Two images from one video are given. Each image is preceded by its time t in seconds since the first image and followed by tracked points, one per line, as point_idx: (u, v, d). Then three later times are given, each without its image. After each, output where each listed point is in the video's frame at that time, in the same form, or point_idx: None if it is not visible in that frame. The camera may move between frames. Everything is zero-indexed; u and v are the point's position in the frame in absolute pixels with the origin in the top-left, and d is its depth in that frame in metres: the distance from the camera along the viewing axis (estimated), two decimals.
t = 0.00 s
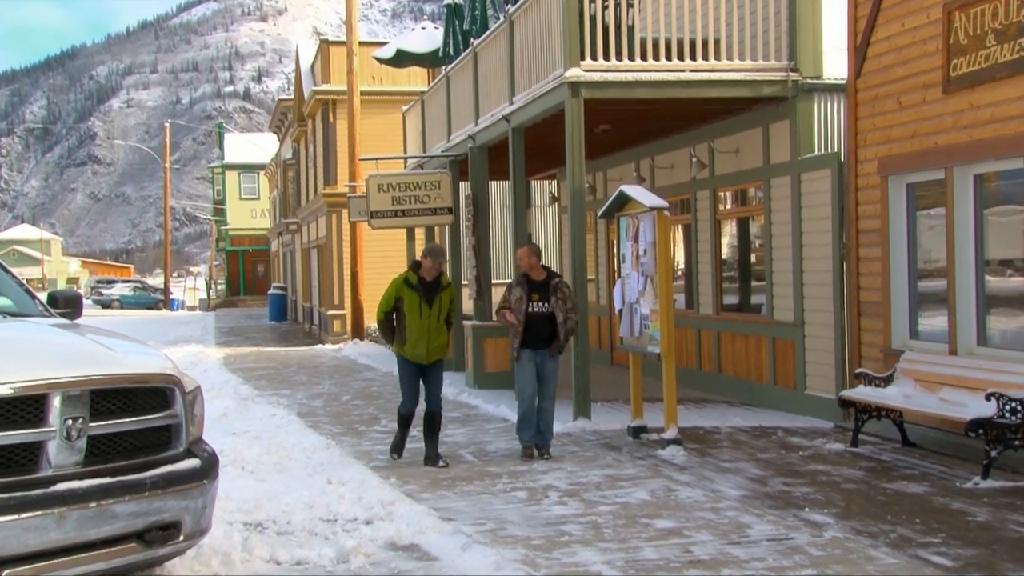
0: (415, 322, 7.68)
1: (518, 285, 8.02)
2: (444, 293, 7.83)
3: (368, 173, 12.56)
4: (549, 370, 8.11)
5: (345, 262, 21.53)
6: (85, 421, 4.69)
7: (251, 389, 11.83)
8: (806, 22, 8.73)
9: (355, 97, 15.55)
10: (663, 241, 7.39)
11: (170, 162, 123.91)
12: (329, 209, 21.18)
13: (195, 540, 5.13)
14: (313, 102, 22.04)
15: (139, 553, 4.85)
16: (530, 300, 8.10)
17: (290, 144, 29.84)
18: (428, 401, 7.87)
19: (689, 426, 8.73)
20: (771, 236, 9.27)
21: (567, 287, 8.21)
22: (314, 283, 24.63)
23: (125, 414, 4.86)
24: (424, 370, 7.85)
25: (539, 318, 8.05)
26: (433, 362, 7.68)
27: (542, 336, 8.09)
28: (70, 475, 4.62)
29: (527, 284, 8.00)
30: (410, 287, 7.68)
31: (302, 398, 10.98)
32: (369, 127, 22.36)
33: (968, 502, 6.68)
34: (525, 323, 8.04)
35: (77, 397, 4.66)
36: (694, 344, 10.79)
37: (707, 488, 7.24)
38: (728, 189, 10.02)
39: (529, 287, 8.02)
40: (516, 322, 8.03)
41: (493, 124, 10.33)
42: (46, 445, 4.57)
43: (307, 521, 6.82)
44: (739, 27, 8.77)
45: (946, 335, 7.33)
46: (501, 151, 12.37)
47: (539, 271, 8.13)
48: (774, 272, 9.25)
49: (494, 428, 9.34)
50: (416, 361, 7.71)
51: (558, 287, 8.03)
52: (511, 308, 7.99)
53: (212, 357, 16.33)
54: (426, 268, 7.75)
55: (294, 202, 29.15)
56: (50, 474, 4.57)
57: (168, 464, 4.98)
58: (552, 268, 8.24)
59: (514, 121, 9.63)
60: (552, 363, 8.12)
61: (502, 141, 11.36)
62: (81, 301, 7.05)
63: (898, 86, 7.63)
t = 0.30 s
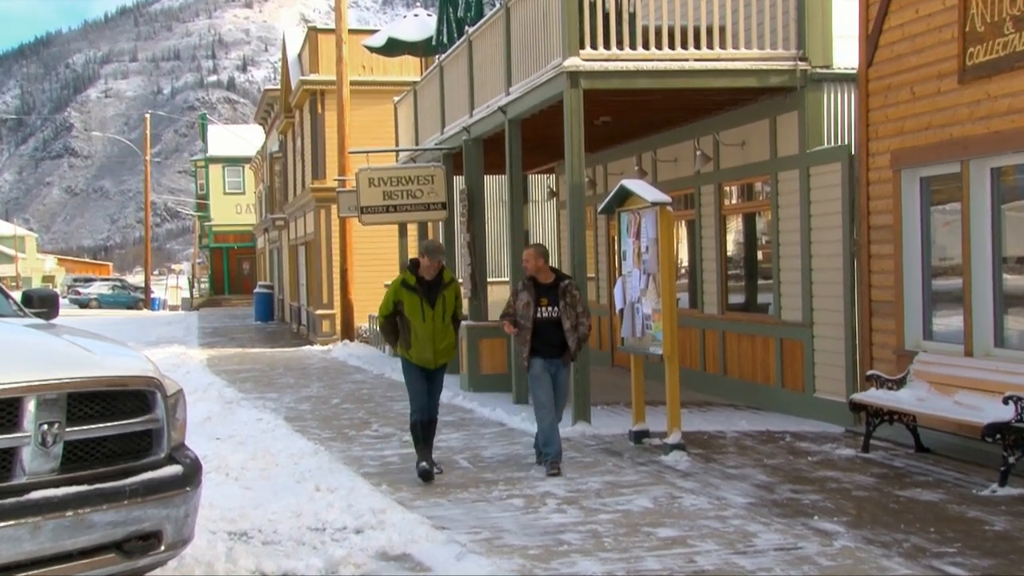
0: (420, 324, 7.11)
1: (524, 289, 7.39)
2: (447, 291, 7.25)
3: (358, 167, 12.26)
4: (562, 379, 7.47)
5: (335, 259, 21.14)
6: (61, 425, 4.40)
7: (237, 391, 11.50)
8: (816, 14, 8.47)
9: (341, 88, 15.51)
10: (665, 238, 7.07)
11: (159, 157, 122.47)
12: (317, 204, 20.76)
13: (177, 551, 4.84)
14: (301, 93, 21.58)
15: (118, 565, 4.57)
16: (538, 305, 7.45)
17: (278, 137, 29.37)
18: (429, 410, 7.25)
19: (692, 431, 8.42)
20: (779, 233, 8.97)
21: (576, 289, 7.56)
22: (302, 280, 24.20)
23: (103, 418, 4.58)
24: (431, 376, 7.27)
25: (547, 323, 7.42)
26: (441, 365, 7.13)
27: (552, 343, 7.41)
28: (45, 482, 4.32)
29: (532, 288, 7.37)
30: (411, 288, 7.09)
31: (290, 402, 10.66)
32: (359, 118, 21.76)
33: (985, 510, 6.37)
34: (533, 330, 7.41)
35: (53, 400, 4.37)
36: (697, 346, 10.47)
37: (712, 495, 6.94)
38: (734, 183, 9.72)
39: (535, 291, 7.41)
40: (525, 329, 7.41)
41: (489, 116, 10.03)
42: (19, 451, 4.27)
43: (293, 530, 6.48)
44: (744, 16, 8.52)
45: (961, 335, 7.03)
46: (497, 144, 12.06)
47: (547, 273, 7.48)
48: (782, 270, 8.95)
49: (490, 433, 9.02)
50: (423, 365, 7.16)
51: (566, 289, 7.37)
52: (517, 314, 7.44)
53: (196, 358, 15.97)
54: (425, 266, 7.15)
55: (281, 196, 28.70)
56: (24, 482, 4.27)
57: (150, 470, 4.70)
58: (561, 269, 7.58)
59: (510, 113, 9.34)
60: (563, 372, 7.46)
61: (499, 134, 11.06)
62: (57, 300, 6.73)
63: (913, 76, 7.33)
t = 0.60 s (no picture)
0: (419, 330, 6.71)
1: (535, 286, 7.00)
2: (444, 294, 6.87)
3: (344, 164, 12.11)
4: (574, 381, 7.14)
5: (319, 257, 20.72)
6: (31, 433, 4.30)
7: (216, 397, 11.16)
8: (822, 6, 8.21)
9: (326, 81, 15.44)
10: (666, 234, 6.78)
11: (135, 151, 119.59)
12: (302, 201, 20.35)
13: (155, 564, 4.68)
14: (284, 84, 21.10)
15: None
16: (550, 303, 7.06)
17: (259, 129, 28.88)
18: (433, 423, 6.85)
19: (693, 437, 8.12)
20: (784, 230, 8.69)
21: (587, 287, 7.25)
22: (286, 279, 23.80)
23: (76, 426, 4.47)
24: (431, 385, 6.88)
25: (561, 323, 7.03)
26: (443, 373, 6.76)
27: (564, 343, 7.06)
28: (16, 492, 4.23)
29: (546, 284, 7.00)
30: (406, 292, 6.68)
31: (273, 408, 10.33)
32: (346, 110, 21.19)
33: (999, 520, 6.09)
34: (545, 330, 7.01)
35: (22, 408, 4.28)
36: (698, 348, 10.19)
37: (714, 504, 6.64)
38: (737, 179, 9.44)
39: (548, 288, 7.03)
40: (535, 329, 7.00)
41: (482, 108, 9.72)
42: None
43: (276, 542, 6.14)
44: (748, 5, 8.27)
45: (974, 337, 6.76)
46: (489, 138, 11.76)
47: (557, 270, 7.14)
48: (787, 268, 8.67)
49: (483, 439, 8.72)
50: (423, 374, 6.77)
51: (581, 285, 7.05)
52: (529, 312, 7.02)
53: (175, 362, 15.58)
54: (421, 269, 6.75)
55: (265, 193, 28.22)
56: None
57: (125, 479, 4.58)
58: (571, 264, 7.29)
59: (503, 105, 9.06)
60: (576, 373, 7.13)
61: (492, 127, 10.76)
62: (27, 300, 6.40)
63: (923, 66, 7.06)
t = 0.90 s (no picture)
0: (418, 322, 6.29)
1: (551, 285, 6.51)
2: (445, 286, 6.48)
3: (327, 156, 11.82)
4: (590, 389, 6.61)
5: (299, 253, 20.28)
6: None
7: (192, 401, 10.82)
8: None
9: (308, 70, 15.09)
10: (664, 236, 6.57)
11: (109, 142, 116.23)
12: (282, 195, 19.97)
13: None
14: (263, 72, 20.63)
15: None
16: (565, 304, 6.57)
17: (239, 121, 28.38)
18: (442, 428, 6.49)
19: (691, 442, 7.83)
20: (787, 227, 8.42)
21: (605, 289, 6.77)
22: (266, 278, 23.37)
23: (44, 431, 4.28)
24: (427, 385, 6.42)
25: (576, 325, 6.55)
26: (442, 370, 6.32)
27: (579, 348, 6.58)
28: None
29: (562, 283, 6.51)
30: (407, 279, 6.29)
31: (251, 412, 10.02)
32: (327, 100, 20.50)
33: (1011, 528, 5.82)
34: (561, 333, 6.51)
35: None
36: (696, 349, 9.91)
37: (714, 512, 6.35)
38: (737, 172, 9.17)
39: (564, 287, 6.54)
40: (550, 332, 6.49)
41: (472, 98, 9.43)
42: None
43: (253, 553, 5.82)
44: None
45: (984, 338, 6.50)
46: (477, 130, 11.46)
47: (575, 268, 6.64)
48: (790, 265, 8.40)
49: (471, 445, 8.42)
50: (420, 371, 6.32)
51: (599, 286, 6.56)
52: (546, 313, 6.50)
53: (149, 364, 15.20)
54: (423, 256, 6.36)
55: (242, 186, 27.73)
56: None
57: (96, 486, 4.35)
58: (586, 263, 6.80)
59: (493, 97, 8.83)
60: (594, 381, 6.62)
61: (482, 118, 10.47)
62: None
63: (932, 54, 6.80)
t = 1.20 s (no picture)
0: (424, 337, 5.85)
1: (556, 281, 6.02)
2: (456, 297, 6.01)
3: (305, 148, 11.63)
4: (598, 395, 6.12)
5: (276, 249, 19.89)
6: None
7: (163, 406, 10.50)
8: None
9: (286, 58, 14.82)
10: (658, 230, 6.31)
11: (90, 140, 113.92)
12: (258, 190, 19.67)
13: None
14: (239, 60, 20.15)
15: None
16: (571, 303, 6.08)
17: (213, 110, 27.85)
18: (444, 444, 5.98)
19: (686, 449, 7.54)
20: (786, 223, 8.16)
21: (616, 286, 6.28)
22: (242, 278, 22.95)
23: (6, 438, 4.15)
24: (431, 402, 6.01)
25: (583, 325, 6.06)
26: (444, 389, 5.91)
27: (587, 351, 6.07)
28: None
29: (567, 280, 6.02)
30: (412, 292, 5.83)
31: (227, 417, 9.70)
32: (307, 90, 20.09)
33: (1020, 538, 5.55)
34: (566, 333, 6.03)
35: None
36: (691, 351, 9.64)
37: (710, 522, 6.06)
38: (735, 166, 8.89)
39: (570, 284, 6.06)
40: (555, 332, 6.00)
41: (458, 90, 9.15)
42: None
43: (224, 565, 5.50)
44: None
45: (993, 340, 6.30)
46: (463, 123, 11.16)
47: (583, 264, 6.17)
48: (790, 263, 8.14)
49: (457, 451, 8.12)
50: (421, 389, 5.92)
51: (607, 283, 6.05)
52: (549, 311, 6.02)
53: (118, 368, 14.81)
54: (435, 265, 5.88)
55: (217, 180, 27.26)
56: None
57: (61, 494, 4.20)
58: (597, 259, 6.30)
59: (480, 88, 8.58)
60: (601, 385, 6.13)
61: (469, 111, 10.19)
62: None
63: (937, 43, 6.58)
